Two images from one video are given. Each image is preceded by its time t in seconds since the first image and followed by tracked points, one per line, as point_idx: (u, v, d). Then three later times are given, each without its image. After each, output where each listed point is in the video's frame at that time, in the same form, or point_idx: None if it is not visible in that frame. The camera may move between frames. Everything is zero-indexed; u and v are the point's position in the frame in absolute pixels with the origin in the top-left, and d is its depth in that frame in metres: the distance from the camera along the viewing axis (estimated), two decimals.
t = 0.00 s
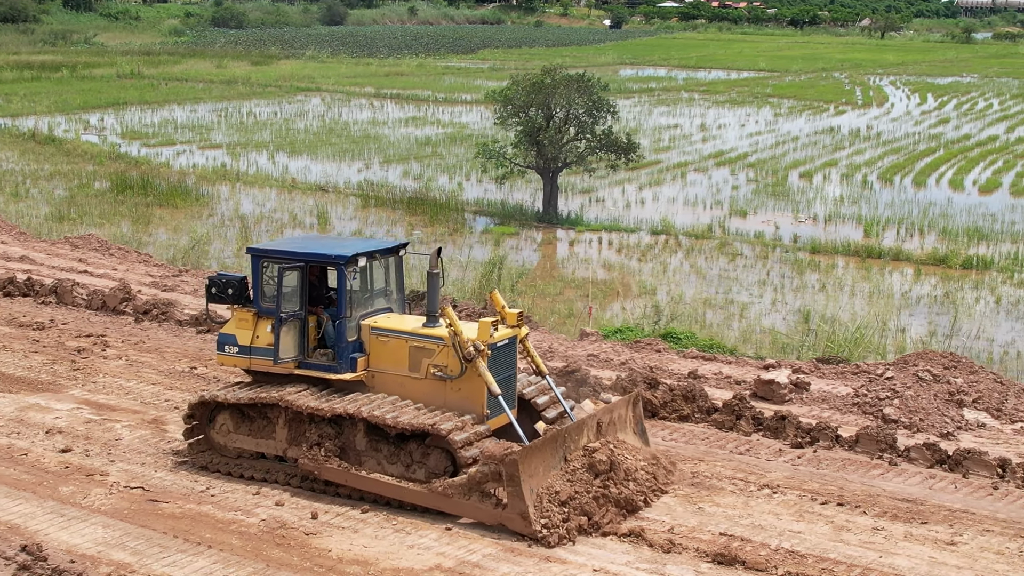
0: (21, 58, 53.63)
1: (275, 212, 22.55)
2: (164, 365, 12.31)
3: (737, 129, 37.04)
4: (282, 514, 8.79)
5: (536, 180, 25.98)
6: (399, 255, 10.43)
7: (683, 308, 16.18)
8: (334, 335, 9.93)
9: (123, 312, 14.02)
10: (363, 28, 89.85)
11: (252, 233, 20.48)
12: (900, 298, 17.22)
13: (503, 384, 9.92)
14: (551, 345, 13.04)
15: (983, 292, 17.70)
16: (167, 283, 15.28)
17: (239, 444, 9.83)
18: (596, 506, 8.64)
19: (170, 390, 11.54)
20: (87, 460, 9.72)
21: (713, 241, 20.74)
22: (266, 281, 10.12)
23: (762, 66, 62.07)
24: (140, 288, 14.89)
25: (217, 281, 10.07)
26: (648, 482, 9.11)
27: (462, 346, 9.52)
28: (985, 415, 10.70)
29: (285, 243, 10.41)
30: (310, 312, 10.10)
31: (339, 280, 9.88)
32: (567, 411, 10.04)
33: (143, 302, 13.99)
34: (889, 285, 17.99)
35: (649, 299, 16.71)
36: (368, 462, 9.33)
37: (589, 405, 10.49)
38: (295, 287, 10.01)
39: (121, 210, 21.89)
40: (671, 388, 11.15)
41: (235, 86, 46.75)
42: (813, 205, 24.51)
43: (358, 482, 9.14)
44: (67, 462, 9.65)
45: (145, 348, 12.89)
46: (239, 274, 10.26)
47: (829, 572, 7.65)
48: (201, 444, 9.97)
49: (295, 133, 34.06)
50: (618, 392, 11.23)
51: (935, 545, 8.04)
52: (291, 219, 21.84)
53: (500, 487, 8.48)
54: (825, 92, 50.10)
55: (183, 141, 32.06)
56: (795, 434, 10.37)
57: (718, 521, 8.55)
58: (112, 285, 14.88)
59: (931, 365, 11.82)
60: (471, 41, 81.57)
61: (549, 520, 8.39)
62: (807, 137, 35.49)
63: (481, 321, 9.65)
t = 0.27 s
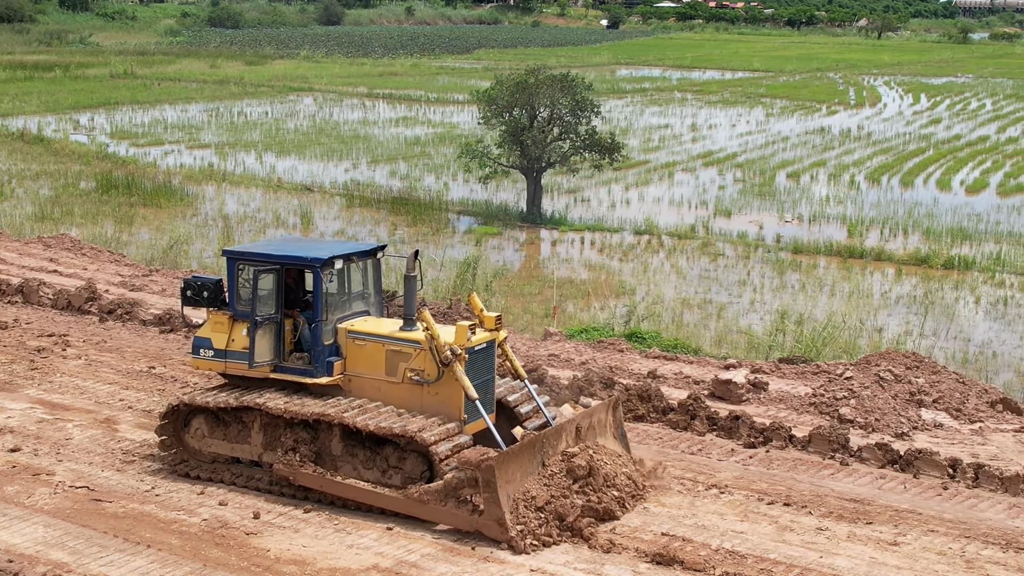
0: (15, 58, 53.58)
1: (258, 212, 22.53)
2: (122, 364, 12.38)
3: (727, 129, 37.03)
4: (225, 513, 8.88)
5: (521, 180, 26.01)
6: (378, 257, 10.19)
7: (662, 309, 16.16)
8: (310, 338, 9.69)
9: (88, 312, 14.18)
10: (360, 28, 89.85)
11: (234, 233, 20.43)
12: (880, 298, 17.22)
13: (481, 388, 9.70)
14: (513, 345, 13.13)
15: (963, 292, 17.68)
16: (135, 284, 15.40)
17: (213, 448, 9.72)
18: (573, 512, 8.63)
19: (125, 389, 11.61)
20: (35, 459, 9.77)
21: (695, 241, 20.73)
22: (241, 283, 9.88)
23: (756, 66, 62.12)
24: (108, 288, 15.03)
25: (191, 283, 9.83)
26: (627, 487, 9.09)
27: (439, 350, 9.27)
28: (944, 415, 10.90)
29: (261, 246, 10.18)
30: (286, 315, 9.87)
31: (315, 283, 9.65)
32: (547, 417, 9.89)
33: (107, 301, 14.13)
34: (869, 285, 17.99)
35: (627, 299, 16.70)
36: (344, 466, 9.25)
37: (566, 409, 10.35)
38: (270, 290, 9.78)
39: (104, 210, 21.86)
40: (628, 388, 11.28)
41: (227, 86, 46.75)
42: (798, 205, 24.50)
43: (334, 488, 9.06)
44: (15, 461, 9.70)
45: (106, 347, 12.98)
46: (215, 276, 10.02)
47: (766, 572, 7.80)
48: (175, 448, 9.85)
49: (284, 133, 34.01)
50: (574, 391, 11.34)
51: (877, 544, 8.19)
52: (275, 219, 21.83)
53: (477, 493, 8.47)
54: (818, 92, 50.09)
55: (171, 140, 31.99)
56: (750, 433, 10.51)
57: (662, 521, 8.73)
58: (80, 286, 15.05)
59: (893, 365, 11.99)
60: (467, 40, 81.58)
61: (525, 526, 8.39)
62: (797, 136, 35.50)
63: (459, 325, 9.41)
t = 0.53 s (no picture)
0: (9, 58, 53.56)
1: (242, 212, 22.49)
2: (83, 363, 12.43)
3: (718, 129, 37.01)
4: (170, 513, 8.89)
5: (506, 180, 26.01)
6: (357, 259, 10.03)
7: (641, 309, 16.12)
8: (289, 342, 9.51)
9: (54, 311, 14.23)
10: (356, 28, 89.82)
11: (215, 233, 20.35)
12: (860, 297, 17.19)
13: (461, 392, 9.56)
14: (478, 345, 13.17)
15: (945, 292, 17.64)
16: (104, 284, 15.44)
17: (191, 453, 9.68)
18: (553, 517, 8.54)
19: (82, 388, 11.64)
20: None
21: (678, 241, 20.70)
22: (218, 286, 9.70)
23: (751, 66, 62.10)
24: (76, 288, 15.08)
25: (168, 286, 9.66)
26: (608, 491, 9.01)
27: (418, 353, 9.12)
28: (905, 416, 11.00)
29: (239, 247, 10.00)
30: (264, 318, 9.69)
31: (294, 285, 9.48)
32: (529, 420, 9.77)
33: (74, 301, 14.18)
34: (850, 285, 17.95)
35: (606, 300, 16.65)
36: (322, 471, 9.22)
37: (548, 412, 10.16)
38: (248, 292, 9.60)
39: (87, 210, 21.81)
40: (585, 389, 11.32)
41: (220, 86, 46.73)
42: (785, 205, 24.45)
43: (312, 492, 9.03)
44: None
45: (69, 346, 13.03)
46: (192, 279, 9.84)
47: (707, 572, 7.82)
48: (152, 453, 9.79)
49: (275, 133, 33.96)
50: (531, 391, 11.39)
51: (822, 545, 8.19)
52: (259, 218, 21.81)
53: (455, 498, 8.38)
54: (812, 92, 50.05)
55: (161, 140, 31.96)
56: (705, 433, 10.58)
57: (609, 521, 8.79)
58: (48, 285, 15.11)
59: (857, 365, 12.13)
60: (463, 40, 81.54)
61: (504, 531, 8.30)
62: (788, 136, 35.46)
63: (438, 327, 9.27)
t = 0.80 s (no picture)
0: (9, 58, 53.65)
1: (232, 212, 22.48)
2: (52, 362, 12.50)
3: (714, 129, 36.99)
4: (124, 513, 8.92)
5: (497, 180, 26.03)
6: (343, 262, 9.90)
7: (626, 309, 16.08)
8: (274, 346, 9.37)
9: (28, 311, 14.33)
10: (358, 29, 89.91)
11: (204, 233, 20.30)
12: (846, 297, 17.19)
13: (449, 396, 9.41)
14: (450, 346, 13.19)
15: (931, 292, 17.63)
16: (80, 284, 15.52)
17: (176, 459, 9.57)
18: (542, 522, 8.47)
19: (48, 388, 11.70)
20: None
21: (667, 241, 20.70)
22: (203, 290, 9.57)
23: (751, 66, 62.10)
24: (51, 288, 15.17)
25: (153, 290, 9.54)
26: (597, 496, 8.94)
27: (404, 357, 8.98)
28: (872, 416, 11.11)
29: (224, 251, 9.88)
30: (249, 323, 9.56)
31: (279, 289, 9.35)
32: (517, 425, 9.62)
33: (47, 300, 14.27)
34: (837, 285, 17.94)
35: (592, 300, 16.63)
36: (308, 477, 9.11)
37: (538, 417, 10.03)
38: (233, 296, 9.48)
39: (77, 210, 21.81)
40: (550, 389, 11.32)
41: (218, 86, 46.78)
42: (778, 205, 24.41)
43: (297, 498, 8.92)
44: None
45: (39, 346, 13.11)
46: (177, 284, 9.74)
47: (656, 572, 7.89)
48: (136, 459, 9.66)
49: (270, 133, 33.98)
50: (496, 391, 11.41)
51: (773, 546, 8.26)
52: (249, 218, 21.84)
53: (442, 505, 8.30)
54: (811, 92, 50.01)
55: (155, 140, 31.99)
56: (668, 433, 10.66)
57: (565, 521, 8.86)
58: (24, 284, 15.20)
59: (828, 366, 12.20)
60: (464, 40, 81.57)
61: (492, 538, 8.22)
62: (785, 137, 35.44)
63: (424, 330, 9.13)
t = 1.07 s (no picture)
0: (37, 58, 54.23)
1: (249, 212, 22.61)
2: (52, 360, 12.63)
3: (735, 129, 36.80)
4: (108, 509, 8.99)
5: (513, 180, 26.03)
6: (360, 265, 9.78)
7: (636, 310, 16.03)
8: (290, 349, 9.29)
9: (32, 309, 14.50)
10: (383, 29, 90.17)
11: (220, 233, 20.42)
12: (858, 298, 17.06)
13: (465, 400, 9.33)
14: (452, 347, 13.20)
15: (945, 292, 17.46)
16: (85, 283, 15.68)
17: (192, 462, 9.54)
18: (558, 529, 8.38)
19: (45, 386, 11.83)
20: None
21: (682, 241, 20.62)
22: (219, 293, 9.48)
23: (776, 65, 61.75)
24: (55, 287, 15.33)
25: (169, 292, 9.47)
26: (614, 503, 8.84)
27: (420, 361, 8.90)
28: (867, 416, 11.06)
29: (240, 253, 9.78)
30: (265, 326, 9.47)
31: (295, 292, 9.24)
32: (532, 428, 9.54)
33: (51, 299, 14.43)
34: (850, 285, 17.80)
35: (603, 300, 16.59)
36: (323, 481, 9.07)
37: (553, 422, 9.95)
38: (249, 299, 9.38)
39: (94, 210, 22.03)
40: (539, 388, 11.26)
41: (242, 86, 47.05)
42: (796, 206, 24.23)
43: (313, 503, 8.87)
44: None
45: (40, 344, 13.25)
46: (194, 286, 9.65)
47: (633, 572, 7.88)
48: (152, 462, 9.64)
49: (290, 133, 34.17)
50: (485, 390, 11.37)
51: (753, 546, 8.24)
52: (264, 218, 21.95)
53: (457, 511, 8.23)
54: (835, 92, 49.67)
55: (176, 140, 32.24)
56: (657, 434, 10.65)
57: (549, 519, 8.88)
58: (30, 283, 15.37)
59: (824, 366, 12.10)
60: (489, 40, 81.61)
61: (507, 544, 8.14)
62: (807, 137, 35.21)
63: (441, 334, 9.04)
